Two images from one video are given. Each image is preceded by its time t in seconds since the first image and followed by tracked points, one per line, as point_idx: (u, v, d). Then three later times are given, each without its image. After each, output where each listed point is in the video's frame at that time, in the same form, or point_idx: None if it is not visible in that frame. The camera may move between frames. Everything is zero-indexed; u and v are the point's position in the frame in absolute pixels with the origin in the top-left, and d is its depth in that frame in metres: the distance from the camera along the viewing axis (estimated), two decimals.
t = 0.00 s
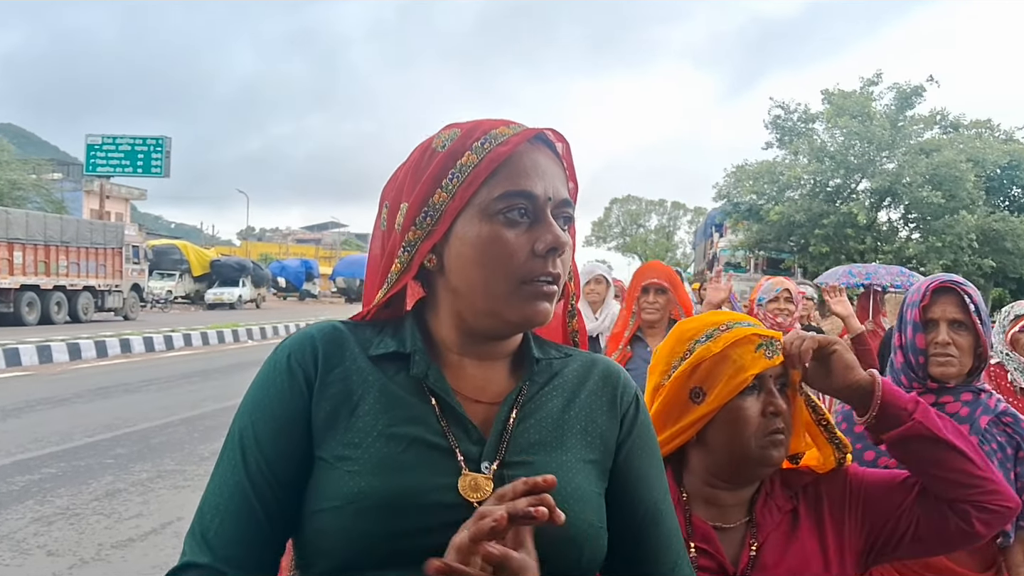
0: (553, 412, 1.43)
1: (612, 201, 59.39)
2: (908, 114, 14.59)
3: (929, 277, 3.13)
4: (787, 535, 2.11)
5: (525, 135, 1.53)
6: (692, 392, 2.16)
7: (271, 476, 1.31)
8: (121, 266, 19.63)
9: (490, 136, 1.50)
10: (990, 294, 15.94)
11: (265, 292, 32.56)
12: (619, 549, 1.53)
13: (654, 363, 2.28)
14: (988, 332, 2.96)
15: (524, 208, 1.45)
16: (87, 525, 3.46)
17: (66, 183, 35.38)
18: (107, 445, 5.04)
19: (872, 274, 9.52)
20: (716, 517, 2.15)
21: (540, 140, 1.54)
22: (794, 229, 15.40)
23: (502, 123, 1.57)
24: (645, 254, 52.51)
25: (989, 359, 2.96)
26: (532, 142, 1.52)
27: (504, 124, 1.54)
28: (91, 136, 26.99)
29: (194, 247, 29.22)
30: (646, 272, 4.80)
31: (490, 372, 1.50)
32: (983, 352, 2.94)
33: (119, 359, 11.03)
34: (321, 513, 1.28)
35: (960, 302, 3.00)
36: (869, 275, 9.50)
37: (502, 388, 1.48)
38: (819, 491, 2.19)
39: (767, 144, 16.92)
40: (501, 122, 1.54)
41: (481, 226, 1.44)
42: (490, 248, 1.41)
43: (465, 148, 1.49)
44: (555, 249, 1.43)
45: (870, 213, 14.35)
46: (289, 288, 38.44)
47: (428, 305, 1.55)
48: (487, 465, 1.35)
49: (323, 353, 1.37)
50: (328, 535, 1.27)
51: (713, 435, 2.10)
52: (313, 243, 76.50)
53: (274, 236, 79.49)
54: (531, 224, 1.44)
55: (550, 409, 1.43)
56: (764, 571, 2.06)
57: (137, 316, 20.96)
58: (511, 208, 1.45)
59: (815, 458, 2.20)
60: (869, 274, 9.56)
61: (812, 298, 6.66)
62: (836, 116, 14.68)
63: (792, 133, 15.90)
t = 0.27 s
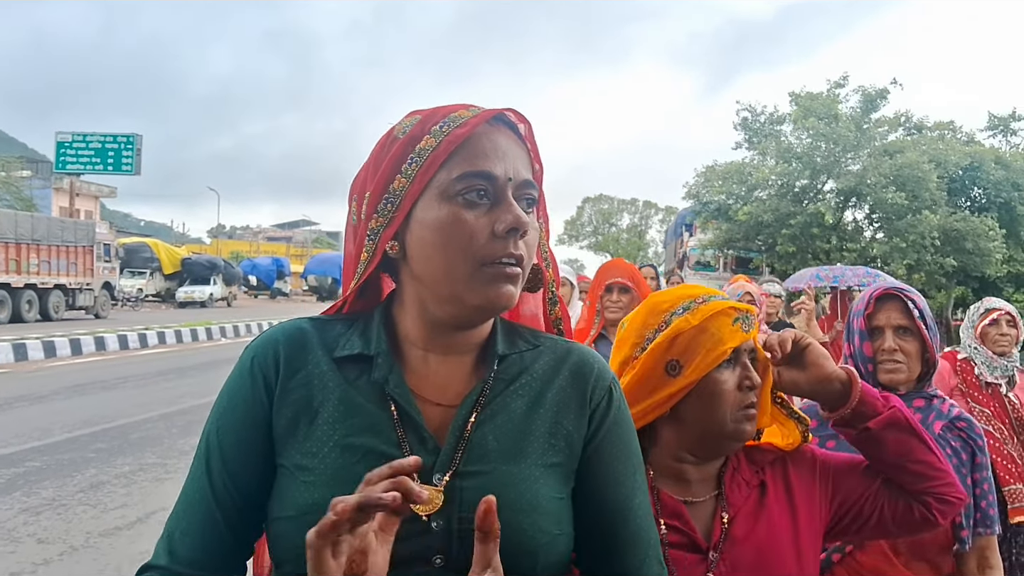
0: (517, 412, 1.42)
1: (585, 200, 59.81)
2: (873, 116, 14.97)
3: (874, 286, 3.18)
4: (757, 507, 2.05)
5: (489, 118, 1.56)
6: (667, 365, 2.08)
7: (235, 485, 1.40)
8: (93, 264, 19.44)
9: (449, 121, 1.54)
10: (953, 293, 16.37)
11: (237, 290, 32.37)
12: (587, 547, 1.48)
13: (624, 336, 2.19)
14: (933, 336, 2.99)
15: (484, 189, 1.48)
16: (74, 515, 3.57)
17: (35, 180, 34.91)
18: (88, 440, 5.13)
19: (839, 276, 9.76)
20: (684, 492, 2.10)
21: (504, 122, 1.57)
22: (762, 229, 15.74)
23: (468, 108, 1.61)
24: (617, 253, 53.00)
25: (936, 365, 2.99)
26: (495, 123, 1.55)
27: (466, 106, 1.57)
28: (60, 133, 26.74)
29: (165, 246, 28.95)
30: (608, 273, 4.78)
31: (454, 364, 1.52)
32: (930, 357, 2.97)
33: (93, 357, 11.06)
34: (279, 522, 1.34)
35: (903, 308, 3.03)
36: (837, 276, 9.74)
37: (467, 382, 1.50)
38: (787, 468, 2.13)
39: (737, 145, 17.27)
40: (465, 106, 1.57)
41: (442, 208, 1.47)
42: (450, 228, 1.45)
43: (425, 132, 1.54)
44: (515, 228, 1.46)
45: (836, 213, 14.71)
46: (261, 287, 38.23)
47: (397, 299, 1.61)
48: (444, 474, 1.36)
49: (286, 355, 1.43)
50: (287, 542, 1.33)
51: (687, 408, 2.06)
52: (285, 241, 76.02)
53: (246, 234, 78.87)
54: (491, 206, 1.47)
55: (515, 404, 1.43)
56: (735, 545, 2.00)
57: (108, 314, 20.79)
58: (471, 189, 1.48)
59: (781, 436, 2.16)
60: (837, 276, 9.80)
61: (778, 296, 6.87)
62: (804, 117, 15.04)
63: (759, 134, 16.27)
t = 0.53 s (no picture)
0: (450, 453, 1.40)
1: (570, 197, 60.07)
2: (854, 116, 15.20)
3: (845, 273, 3.08)
4: (764, 549, 2.09)
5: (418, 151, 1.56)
6: (689, 408, 1.95)
7: (176, 533, 1.40)
8: (77, 261, 19.33)
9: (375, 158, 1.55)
10: (932, 290, 16.64)
11: (222, 286, 32.26)
12: None
13: (638, 369, 2.03)
14: (908, 325, 2.92)
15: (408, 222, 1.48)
16: (74, 507, 3.67)
17: (17, 175, 34.62)
18: (82, 434, 5.21)
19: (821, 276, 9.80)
20: (693, 533, 2.07)
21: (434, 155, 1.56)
22: (745, 228, 15.95)
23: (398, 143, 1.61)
24: (602, 249, 53.30)
25: (910, 352, 2.94)
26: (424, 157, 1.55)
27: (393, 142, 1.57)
28: (44, 128, 26.61)
29: (149, 242, 28.71)
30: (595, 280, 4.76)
31: (392, 400, 1.50)
32: (904, 346, 2.91)
33: (82, 353, 11.12)
34: (214, 566, 1.35)
35: (877, 298, 2.95)
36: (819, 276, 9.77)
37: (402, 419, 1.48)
38: (789, 506, 2.17)
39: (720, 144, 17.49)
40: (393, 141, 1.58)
41: (366, 245, 1.47)
42: (373, 265, 1.45)
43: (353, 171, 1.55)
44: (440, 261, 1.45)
45: (817, 212, 14.93)
46: (246, 282, 38.10)
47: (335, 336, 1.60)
48: (372, 514, 1.35)
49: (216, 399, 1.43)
50: None
51: (710, 455, 1.97)
52: (270, 237, 75.77)
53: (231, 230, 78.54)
54: (416, 241, 1.47)
55: (445, 443, 1.42)
56: None
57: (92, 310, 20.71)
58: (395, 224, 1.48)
59: (788, 475, 2.16)
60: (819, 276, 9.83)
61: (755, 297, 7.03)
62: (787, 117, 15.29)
63: (743, 134, 16.50)
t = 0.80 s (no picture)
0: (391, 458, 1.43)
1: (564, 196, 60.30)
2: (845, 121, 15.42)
3: (841, 316, 3.02)
4: None
5: (339, 163, 1.55)
6: (732, 439, 1.87)
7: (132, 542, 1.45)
8: (74, 259, 19.71)
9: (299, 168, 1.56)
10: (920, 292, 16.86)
11: (217, 285, 32.34)
12: None
13: (679, 398, 1.97)
14: (908, 371, 2.85)
15: (313, 238, 1.49)
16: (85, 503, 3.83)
17: (13, 173, 34.69)
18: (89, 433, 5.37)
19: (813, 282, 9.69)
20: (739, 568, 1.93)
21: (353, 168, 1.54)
22: (736, 230, 16.18)
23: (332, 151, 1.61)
24: (596, 249, 53.59)
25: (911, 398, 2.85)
26: (342, 171, 1.54)
27: (319, 151, 1.56)
28: (39, 126, 26.70)
29: (144, 240, 28.59)
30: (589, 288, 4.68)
31: (320, 412, 1.51)
32: (904, 392, 2.83)
33: (83, 352, 11.27)
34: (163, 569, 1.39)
35: (876, 342, 2.89)
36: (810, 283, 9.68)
37: (340, 430, 1.49)
38: (842, 549, 2.02)
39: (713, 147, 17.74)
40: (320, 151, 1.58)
41: (273, 258, 1.49)
42: (275, 281, 1.47)
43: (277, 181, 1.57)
44: (338, 278, 1.44)
45: (807, 214, 15.14)
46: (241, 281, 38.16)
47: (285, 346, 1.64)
48: (305, 519, 1.39)
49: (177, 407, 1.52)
50: None
51: (752, 487, 1.86)
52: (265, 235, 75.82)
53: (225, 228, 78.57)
54: (320, 257, 1.47)
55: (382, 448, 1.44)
56: None
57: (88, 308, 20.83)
58: (302, 239, 1.49)
59: (841, 518, 2.02)
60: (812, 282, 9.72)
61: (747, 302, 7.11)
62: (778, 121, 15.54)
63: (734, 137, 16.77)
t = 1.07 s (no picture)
0: (360, 520, 1.52)
1: (557, 198, 60.57)
2: (834, 127, 15.65)
3: (855, 336, 3.00)
4: None
5: (314, 241, 1.58)
6: (748, 476, 1.80)
7: None
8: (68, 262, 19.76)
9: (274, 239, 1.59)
10: (908, 296, 17.11)
11: (210, 288, 32.44)
12: None
13: (695, 434, 1.91)
14: (919, 395, 2.86)
15: (284, 317, 1.53)
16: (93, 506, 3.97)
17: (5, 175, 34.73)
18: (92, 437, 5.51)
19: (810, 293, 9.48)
20: None
21: (329, 245, 1.57)
22: (726, 235, 16.42)
23: (309, 220, 1.63)
24: (589, 251, 53.85)
25: (920, 422, 2.86)
26: (317, 249, 1.57)
27: (295, 226, 1.59)
28: (32, 128, 26.77)
29: (138, 242, 28.72)
30: (574, 308, 4.27)
31: (291, 469, 1.58)
32: (914, 416, 2.83)
33: (82, 356, 11.42)
34: None
35: (889, 364, 2.89)
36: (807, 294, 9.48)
37: (313, 485, 1.57)
38: None
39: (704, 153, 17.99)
40: (297, 222, 1.61)
41: (245, 333, 1.54)
42: (246, 358, 1.52)
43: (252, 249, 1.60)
44: (307, 361, 1.48)
45: (796, 219, 15.36)
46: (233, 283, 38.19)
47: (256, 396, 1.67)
48: None
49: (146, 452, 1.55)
50: None
51: (772, 524, 1.79)
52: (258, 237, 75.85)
53: (218, 229, 78.53)
54: (291, 337, 1.51)
55: (355, 503, 1.53)
56: None
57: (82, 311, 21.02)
58: (273, 318, 1.53)
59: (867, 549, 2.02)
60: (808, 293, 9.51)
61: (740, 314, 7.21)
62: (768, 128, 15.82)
63: (726, 142, 17.04)
